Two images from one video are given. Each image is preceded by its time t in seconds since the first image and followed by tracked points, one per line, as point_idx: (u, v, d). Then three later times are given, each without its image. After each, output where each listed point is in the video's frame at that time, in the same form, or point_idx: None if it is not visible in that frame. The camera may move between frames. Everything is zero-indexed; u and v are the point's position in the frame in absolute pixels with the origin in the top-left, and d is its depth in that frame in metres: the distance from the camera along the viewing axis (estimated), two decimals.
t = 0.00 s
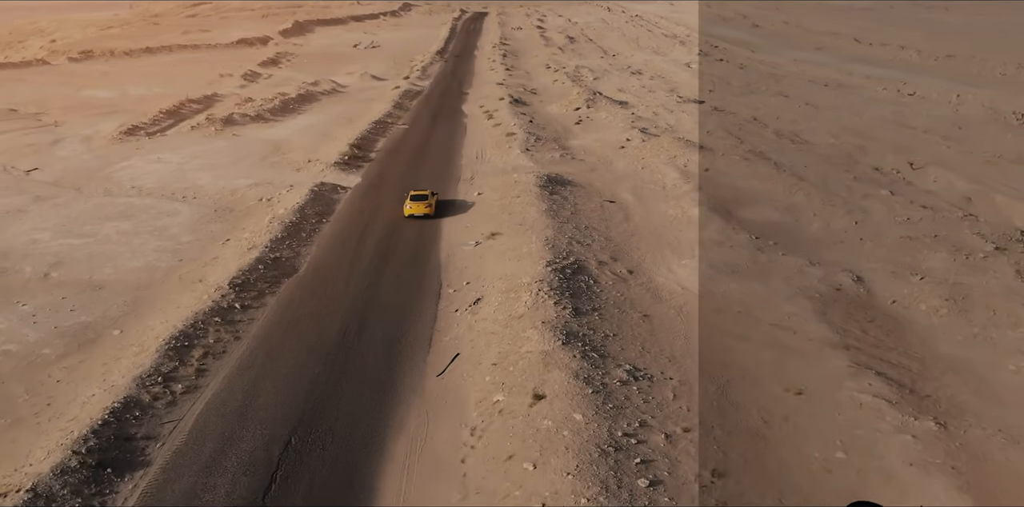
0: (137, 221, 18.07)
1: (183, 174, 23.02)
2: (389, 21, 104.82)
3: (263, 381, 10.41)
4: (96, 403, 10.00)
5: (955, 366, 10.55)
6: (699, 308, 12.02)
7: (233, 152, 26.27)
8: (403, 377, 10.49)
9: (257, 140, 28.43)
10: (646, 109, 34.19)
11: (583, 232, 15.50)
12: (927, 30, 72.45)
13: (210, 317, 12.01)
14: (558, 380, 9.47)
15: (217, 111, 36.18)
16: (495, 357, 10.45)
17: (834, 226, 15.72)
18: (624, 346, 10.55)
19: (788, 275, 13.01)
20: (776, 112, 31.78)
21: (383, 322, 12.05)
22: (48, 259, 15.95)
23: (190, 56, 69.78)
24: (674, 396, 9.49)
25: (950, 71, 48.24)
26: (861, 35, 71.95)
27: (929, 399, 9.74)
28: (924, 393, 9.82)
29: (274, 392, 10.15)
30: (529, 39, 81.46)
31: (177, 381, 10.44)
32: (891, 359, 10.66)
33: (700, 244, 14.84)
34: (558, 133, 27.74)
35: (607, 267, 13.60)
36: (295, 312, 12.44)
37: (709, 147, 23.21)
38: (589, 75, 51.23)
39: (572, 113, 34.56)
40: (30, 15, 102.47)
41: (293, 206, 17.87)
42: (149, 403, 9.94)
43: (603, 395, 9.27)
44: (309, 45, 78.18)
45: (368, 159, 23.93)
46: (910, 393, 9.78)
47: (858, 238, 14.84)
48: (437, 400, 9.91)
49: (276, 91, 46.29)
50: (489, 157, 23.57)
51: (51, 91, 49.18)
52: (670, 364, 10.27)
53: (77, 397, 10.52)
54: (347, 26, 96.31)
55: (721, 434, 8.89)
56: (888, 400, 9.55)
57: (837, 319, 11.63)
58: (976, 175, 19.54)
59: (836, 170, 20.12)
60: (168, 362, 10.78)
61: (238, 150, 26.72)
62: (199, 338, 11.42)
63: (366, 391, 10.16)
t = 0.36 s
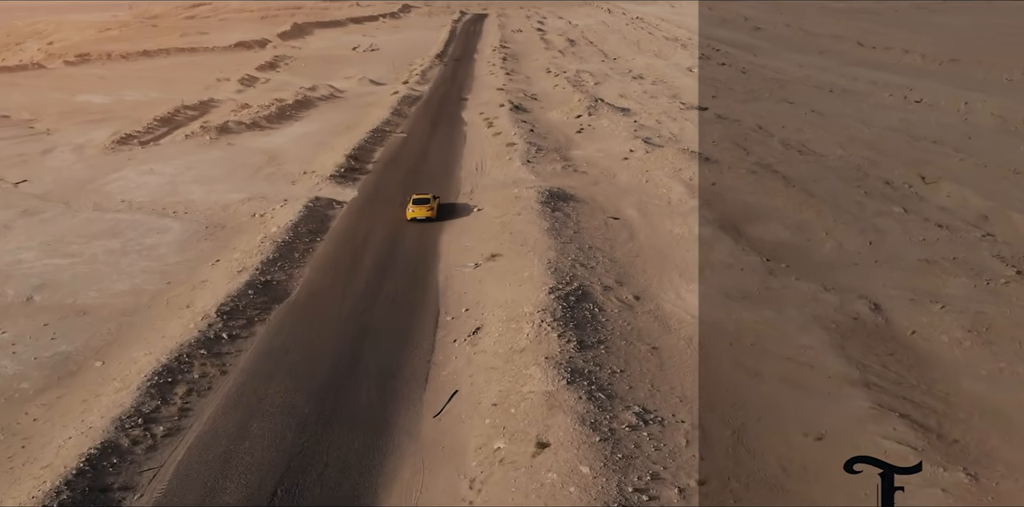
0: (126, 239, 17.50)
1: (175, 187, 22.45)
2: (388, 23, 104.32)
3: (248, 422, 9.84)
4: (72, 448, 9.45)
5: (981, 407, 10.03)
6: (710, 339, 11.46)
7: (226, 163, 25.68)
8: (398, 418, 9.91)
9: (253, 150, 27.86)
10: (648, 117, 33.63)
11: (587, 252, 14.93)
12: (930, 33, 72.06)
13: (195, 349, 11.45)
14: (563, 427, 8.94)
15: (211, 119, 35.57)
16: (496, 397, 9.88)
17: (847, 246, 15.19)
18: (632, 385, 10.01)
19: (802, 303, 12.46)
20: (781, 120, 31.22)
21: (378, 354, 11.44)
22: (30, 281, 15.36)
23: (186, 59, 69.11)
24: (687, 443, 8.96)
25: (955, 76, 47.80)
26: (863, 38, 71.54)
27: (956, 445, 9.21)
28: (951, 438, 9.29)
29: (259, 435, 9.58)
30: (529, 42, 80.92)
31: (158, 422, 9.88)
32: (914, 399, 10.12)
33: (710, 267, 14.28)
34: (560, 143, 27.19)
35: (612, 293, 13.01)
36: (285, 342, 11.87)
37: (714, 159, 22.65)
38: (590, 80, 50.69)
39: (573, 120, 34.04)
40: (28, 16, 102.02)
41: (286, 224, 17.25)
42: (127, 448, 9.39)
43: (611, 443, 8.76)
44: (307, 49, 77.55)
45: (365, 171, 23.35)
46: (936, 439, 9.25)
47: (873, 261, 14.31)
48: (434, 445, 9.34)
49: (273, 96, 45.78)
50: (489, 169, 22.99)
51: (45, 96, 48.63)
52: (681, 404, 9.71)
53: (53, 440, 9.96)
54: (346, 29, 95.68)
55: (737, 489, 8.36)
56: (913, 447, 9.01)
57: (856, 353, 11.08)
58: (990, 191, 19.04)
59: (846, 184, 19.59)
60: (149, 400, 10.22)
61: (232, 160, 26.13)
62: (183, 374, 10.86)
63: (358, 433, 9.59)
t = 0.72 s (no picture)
0: (112, 259, 16.90)
1: (166, 201, 21.84)
2: (388, 25, 103.94)
3: (231, 471, 9.27)
4: (43, 500, 8.88)
5: (1015, 453, 9.44)
6: (723, 375, 10.84)
7: (220, 175, 25.09)
8: (391, 465, 9.31)
9: (247, 161, 27.26)
10: (651, 125, 33.06)
11: (592, 276, 14.31)
12: (933, 39, 71.67)
13: (178, 387, 10.87)
14: (570, 482, 8.39)
15: (206, 127, 35.01)
16: (497, 443, 9.31)
17: (863, 269, 14.59)
18: (642, 430, 9.42)
19: (819, 336, 11.86)
20: (787, 128, 30.63)
21: (370, 392, 10.84)
22: (11, 305, 14.74)
23: (183, 64, 68.49)
24: (703, 498, 8.38)
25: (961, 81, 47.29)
26: (866, 42, 71.05)
27: (990, 498, 8.63)
28: (985, 490, 8.70)
29: (242, 486, 9.00)
30: (530, 45, 80.38)
31: (136, 471, 9.31)
32: (943, 444, 9.53)
33: (720, 292, 13.65)
34: (561, 154, 26.60)
35: (619, 322, 12.36)
36: (273, 378, 11.27)
37: (720, 172, 22.06)
38: (591, 85, 50.09)
39: (575, 129, 33.47)
40: (26, 18, 101.63)
41: (278, 243, 16.64)
42: (102, 500, 8.82)
43: (622, 501, 8.19)
44: (306, 52, 76.97)
45: (362, 184, 22.75)
46: (968, 492, 8.67)
47: (890, 287, 13.73)
48: (429, 498, 8.74)
49: (270, 102, 45.22)
50: (489, 182, 22.39)
51: (40, 101, 48.07)
52: (695, 452, 9.13)
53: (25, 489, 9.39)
54: (345, 31, 95.11)
55: None
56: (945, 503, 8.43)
57: (878, 393, 10.49)
58: (1007, 207, 18.47)
59: (858, 200, 19.00)
60: (127, 446, 9.64)
61: (226, 172, 25.54)
62: (165, 415, 10.29)
63: (347, 483, 9.00)
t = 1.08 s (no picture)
0: (97, 282, 16.25)
1: (155, 216, 21.19)
2: (387, 27, 103.42)
3: None
4: None
5: None
6: (740, 419, 10.21)
7: (212, 187, 24.43)
8: None
9: (241, 172, 26.61)
10: (654, 133, 32.44)
11: (597, 303, 13.63)
12: (936, 43, 71.28)
13: (158, 432, 10.23)
14: None
15: (200, 135, 34.36)
16: (498, 499, 8.72)
17: (881, 295, 13.99)
18: (654, 484, 8.83)
19: (839, 374, 11.29)
20: (794, 137, 29.97)
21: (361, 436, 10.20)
22: None
23: (179, 67, 67.75)
24: None
25: (967, 87, 46.74)
26: (868, 45, 70.56)
27: None
28: None
29: None
30: (530, 48, 79.71)
31: None
32: (977, 497, 8.94)
33: (733, 321, 13.00)
34: (563, 165, 25.94)
35: (627, 356, 11.66)
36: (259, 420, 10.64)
37: (727, 186, 21.42)
38: (592, 91, 49.40)
39: (576, 137, 32.84)
40: (23, 20, 101.21)
41: (269, 265, 15.96)
42: None
43: None
44: (304, 55, 76.45)
45: (358, 198, 22.09)
46: None
47: (910, 316, 13.14)
48: None
49: (267, 108, 44.61)
50: (489, 195, 21.74)
51: (33, 107, 47.44)
52: None
53: None
54: (344, 34, 94.40)
55: None
56: None
57: (905, 439, 9.91)
58: None
59: (871, 218, 18.36)
60: (100, 502, 9.02)
61: (219, 183, 24.89)
62: (143, 464, 9.67)
63: None
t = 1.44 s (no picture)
0: (79, 308, 15.60)
1: (144, 234, 20.54)
2: (386, 30, 102.86)
3: None
4: None
5: None
6: (758, 471, 9.61)
7: (204, 202, 23.75)
8: None
9: (234, 185, 25.96)
10: (658, 142, 31.77)
11: (602, 334, 12.94)
12: (940, 48, 70.76)
13: (135, 484, 9.63)
14: None
15: (194, 145, 33.70)
16: None
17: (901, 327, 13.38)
18: None
19: (862, 418, 10.72)
20: (801, 148, 29.35)
21: (351, 489, 9.57)
22: None
23: (175, 72, 67.05)
24: None
25: (973, 93, 46.16)
26: (872, 48, 69.97)
27: None
28: None
29: None
30: (530, 52, 79.10)
31: None
32: None
33: (747, 355, 12.35)
34: (565, 178, 25.30)
35: (635, 397, 10.99)
36: (244, 470, 10.02)
37: (734, 203, 20.74)
38: (593, 97, 48.78)
39: (578, 147, 32.19)
40: (21, 23, 100.74)
41: (259, 291, 15.27)
42: None
43: None
44: (302, 59, 75.88)
45: (354, 214, 21.40)
46: None
47: (933, 350, 12.54)
48: None
49: (263, 116, 44.00)
50: (489, 211, 21.04)
51: (26, 113, 46.83)
52: None
53: None
54: (342, 37, 93.67)
55: None
56: None
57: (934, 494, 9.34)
58: None
59: (886, 239, 17.74)
60: None
61: (210, 198, 24.22)
62: None
63: None
